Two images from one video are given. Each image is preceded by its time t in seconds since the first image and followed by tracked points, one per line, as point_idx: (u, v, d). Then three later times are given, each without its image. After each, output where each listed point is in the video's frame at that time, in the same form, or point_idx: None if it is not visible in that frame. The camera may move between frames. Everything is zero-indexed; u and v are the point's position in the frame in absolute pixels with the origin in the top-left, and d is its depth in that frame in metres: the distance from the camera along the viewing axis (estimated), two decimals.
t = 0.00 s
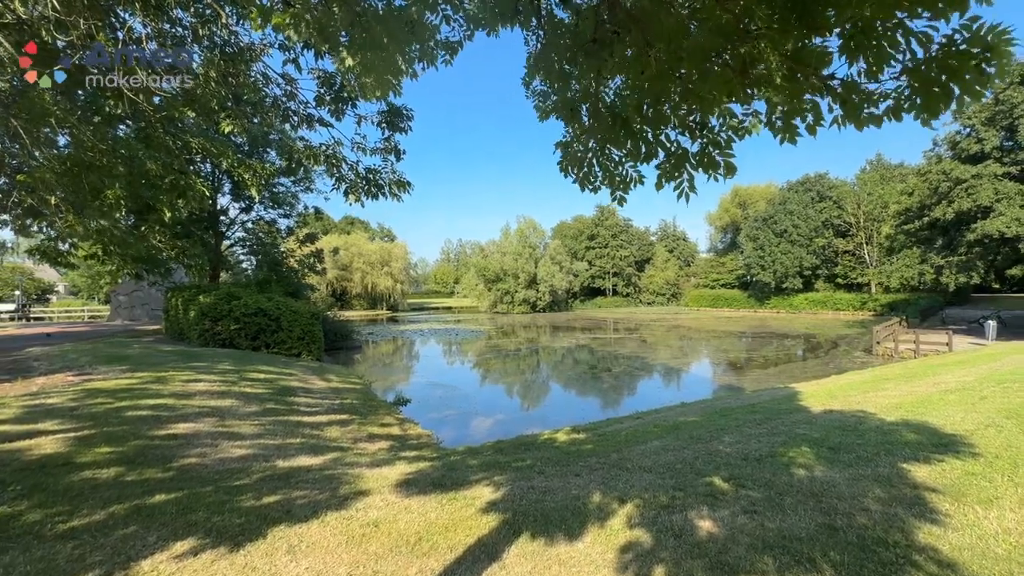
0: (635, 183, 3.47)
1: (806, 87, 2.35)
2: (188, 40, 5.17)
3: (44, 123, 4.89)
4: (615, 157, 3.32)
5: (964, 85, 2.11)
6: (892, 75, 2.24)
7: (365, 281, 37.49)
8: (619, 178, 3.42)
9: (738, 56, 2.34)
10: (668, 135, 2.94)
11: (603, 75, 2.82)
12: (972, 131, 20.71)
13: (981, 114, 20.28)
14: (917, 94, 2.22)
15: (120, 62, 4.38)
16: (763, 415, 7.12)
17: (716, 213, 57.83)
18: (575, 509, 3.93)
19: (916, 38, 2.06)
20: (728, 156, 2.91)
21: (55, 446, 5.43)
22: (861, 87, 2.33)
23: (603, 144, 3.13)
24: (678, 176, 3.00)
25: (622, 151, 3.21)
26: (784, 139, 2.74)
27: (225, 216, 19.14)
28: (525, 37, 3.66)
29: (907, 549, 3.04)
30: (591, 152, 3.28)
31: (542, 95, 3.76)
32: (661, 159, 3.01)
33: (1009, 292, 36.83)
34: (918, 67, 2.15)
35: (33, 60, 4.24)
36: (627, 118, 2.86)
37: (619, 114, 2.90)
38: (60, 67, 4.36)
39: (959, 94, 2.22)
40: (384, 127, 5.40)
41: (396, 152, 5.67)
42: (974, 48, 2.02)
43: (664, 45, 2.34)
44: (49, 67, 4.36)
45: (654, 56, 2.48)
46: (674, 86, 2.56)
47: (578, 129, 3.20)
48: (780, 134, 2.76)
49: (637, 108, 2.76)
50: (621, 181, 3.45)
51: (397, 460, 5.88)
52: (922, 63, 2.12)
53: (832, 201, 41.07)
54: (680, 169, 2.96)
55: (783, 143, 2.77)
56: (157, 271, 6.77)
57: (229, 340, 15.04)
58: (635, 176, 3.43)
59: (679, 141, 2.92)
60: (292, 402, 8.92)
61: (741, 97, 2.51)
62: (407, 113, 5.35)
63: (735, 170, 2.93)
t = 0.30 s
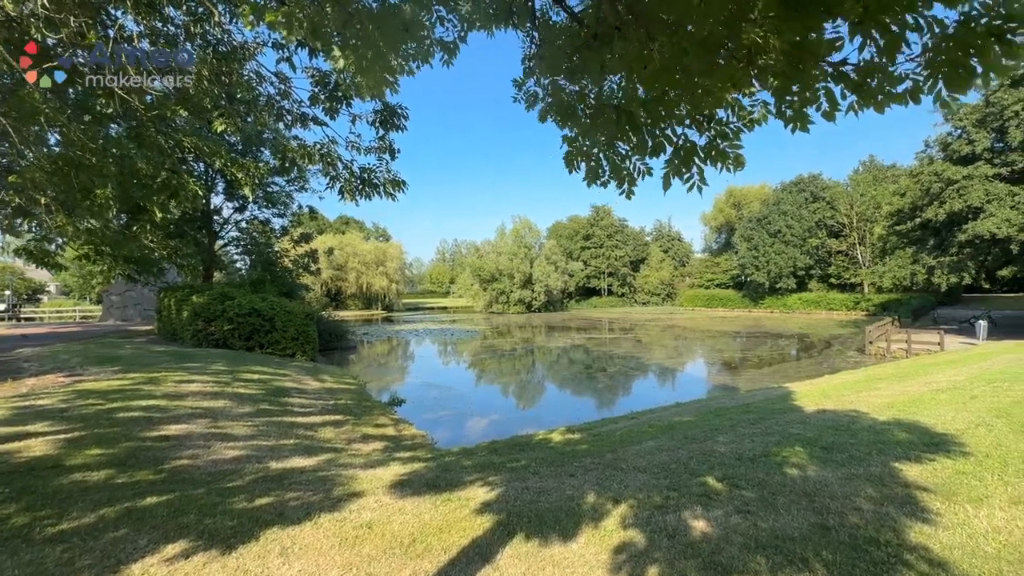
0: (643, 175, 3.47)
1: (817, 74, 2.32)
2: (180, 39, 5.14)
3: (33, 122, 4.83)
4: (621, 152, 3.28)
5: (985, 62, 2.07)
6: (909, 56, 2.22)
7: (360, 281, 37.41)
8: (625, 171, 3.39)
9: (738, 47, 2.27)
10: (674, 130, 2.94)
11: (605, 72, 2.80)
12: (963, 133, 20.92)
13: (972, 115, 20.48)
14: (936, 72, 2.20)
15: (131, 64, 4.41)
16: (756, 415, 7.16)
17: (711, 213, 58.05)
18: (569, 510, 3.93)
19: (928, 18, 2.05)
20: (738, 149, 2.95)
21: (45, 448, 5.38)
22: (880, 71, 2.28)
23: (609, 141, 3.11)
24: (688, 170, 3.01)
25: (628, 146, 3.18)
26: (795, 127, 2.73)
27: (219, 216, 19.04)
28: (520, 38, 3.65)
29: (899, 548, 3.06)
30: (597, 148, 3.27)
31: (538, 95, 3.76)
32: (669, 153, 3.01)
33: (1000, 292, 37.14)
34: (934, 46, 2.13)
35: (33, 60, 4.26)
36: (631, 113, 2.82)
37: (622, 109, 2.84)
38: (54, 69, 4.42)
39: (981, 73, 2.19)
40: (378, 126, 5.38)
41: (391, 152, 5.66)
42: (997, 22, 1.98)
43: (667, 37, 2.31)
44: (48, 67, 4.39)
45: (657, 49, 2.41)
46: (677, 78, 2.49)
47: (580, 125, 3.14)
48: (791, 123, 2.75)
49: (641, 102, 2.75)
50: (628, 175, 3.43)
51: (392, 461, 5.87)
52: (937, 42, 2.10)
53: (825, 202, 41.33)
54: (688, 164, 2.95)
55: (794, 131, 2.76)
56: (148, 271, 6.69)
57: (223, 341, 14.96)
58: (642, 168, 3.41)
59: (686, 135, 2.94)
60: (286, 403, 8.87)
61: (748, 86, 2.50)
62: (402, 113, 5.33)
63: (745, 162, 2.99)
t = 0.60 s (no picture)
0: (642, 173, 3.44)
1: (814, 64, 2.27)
2: (169, 37, 5.10)
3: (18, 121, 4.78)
4: (619, 150, 3.25)
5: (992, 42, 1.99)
6: (912, 42, 2.17)
7: (352, 281, 37.26)
8: (624, 169, 3.36)
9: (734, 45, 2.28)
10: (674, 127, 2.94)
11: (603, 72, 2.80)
12: (951, 135, 21.23)
13: (959, 118, 20.74)
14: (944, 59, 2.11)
15: (117, 62, 4.38)
16: (747, 414, 7.21)
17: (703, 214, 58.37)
18: (561, 510, 3.93)
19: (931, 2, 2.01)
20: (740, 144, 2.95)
21: (31, 451, 5.31)
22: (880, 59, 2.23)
23: (605, 137, 3.08)
24: (688, 165, 3.06)
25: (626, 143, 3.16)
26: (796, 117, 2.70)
27: (209, 215, 18.88)
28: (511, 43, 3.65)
29: (886, 547, 3.08)
30: (593, 149, 3.23)
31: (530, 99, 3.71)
32: (668, 150, 3.02)
33: (986, 292, 37.64)
34: (938, 31, 2.06)
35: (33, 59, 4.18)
36: (627, 111, 2.82)
37: (619, 107, 2.85)
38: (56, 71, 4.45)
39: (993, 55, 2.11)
40: (370, 126, 5.36)
41: (382, 152, 5.64)
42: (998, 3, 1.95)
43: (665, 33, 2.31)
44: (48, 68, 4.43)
45: (651, 48, 2.41)
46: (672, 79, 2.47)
47: (576, 125, 3.12)
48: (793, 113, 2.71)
49: (640, 100, 2.72)
50: (627, 173, 3.41)
51: (384, 462, 5.85)
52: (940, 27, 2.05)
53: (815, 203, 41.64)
54: (688, 160, 3.01)
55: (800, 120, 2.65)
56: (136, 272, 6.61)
57: (213, 341, 14.85)
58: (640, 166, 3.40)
59: (686, 130, 2.93)
60: (277, 404, 8.81)
61: (746, 84, 2.46)
62: (394, 113, 5.32)
63: (748, 152, 2.98)
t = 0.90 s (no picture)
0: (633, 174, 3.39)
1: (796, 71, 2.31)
2: (154, 33, 5.03)
3: None
4: (607, 148, 3.21)
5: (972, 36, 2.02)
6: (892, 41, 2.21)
7: (343, 281, 37.05)
8: (614, 167, 3.30)
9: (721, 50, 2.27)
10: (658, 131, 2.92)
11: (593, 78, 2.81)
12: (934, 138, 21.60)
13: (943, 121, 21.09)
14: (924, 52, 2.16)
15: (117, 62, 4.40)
16: (736, 414, 7.27)
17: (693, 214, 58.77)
18: (551, 510, 3.94)
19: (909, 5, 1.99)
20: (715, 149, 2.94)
21: (12, 454, 5.21)
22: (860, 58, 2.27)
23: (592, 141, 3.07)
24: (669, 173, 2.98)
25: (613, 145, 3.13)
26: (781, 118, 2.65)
27: (197, 214, 18.67)
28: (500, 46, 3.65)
29: (870, 544, 3.12)
30: (581, 155, 3.25)
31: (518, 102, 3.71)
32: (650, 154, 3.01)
33: (970, 292, 38.27)
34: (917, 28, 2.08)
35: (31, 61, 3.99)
36: (613, 114, 2.83)
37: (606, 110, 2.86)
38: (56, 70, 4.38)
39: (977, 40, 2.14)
40: (358, 129, 5.33)
41: (370, 155, 5.61)
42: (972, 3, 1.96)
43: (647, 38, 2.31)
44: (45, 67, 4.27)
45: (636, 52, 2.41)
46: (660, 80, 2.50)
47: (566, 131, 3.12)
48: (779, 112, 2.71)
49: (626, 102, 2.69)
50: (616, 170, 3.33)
51: (373, 463, 5.82)
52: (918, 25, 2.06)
53: (803, 204, 42.08)
54: (672, 164, 2.93)
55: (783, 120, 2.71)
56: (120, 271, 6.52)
57: (201, 341, 14.71)
58: (633, 166, 3.33)
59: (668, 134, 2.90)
60: (265, 405, 8.74)
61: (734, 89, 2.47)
62: (382, 116, 5.30)
63: (720, 164, 2.98)
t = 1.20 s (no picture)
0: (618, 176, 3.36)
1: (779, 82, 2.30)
2: (136, 29, 4.96)
3: None
4: (592, 150, 3.15)
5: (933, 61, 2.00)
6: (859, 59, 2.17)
7: (331, 280, 36.78)
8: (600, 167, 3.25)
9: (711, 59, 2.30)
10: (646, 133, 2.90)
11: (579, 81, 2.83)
12: (915, 141, 21.74)
13: (923, 125, 21.41)
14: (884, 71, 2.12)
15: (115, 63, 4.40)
16: (722, 412, 7.35)
17: (681, 215, 59.27)
18: (539, 510, 3.95)
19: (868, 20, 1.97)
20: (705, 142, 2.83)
21: None
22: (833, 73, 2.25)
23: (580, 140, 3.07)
24: (661, 166, 2.93)
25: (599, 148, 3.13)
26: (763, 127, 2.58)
27: (181, 213, 18.41)
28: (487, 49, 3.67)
29: (852, 540, 3.17)
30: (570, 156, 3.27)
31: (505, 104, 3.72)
32: (640, 155, 2.98)
33: (949, 292, 39.07)
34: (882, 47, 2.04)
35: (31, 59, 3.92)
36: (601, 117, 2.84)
37: (594, 114, 2.87)
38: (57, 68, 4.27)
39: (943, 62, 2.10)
40: (343, 131, 5.30)
41: (355, 158, 5.58)
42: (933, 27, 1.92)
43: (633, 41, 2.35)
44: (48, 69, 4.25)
45: (624, 56, 2.42)
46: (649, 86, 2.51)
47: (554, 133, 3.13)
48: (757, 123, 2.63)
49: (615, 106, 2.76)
50: (601, 171, 3.29)
51: (361, 465, 5.78)
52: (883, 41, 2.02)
53: (789, 205, 42.60)
54: (663, 162, 2.87)
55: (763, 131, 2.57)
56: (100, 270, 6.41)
57: (185, 342, 14.51)
58: (616, 167, 3.27)
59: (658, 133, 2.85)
60: (251, 407, 8.65)
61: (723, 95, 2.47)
62: (368, 120, 5.28)
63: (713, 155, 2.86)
